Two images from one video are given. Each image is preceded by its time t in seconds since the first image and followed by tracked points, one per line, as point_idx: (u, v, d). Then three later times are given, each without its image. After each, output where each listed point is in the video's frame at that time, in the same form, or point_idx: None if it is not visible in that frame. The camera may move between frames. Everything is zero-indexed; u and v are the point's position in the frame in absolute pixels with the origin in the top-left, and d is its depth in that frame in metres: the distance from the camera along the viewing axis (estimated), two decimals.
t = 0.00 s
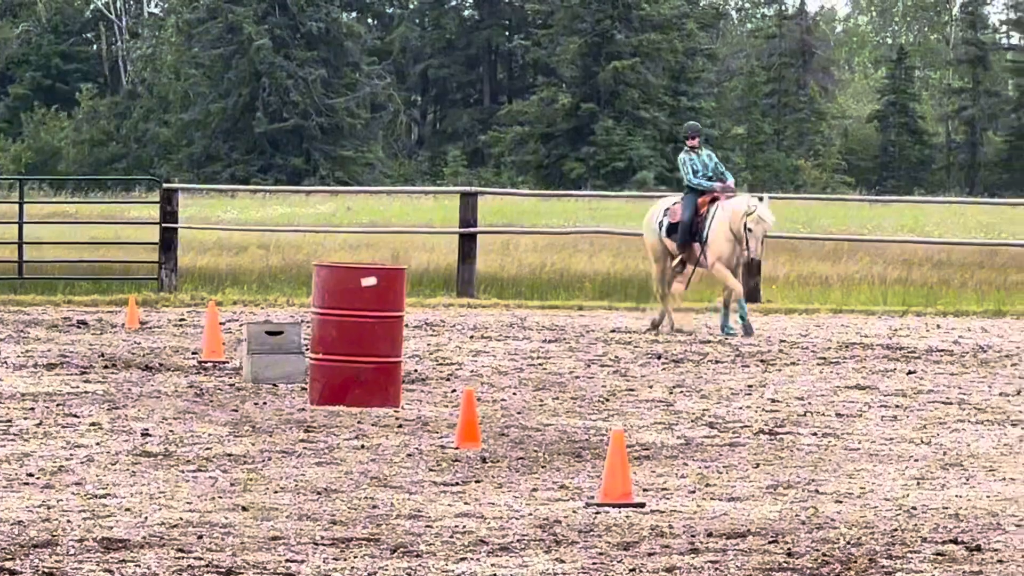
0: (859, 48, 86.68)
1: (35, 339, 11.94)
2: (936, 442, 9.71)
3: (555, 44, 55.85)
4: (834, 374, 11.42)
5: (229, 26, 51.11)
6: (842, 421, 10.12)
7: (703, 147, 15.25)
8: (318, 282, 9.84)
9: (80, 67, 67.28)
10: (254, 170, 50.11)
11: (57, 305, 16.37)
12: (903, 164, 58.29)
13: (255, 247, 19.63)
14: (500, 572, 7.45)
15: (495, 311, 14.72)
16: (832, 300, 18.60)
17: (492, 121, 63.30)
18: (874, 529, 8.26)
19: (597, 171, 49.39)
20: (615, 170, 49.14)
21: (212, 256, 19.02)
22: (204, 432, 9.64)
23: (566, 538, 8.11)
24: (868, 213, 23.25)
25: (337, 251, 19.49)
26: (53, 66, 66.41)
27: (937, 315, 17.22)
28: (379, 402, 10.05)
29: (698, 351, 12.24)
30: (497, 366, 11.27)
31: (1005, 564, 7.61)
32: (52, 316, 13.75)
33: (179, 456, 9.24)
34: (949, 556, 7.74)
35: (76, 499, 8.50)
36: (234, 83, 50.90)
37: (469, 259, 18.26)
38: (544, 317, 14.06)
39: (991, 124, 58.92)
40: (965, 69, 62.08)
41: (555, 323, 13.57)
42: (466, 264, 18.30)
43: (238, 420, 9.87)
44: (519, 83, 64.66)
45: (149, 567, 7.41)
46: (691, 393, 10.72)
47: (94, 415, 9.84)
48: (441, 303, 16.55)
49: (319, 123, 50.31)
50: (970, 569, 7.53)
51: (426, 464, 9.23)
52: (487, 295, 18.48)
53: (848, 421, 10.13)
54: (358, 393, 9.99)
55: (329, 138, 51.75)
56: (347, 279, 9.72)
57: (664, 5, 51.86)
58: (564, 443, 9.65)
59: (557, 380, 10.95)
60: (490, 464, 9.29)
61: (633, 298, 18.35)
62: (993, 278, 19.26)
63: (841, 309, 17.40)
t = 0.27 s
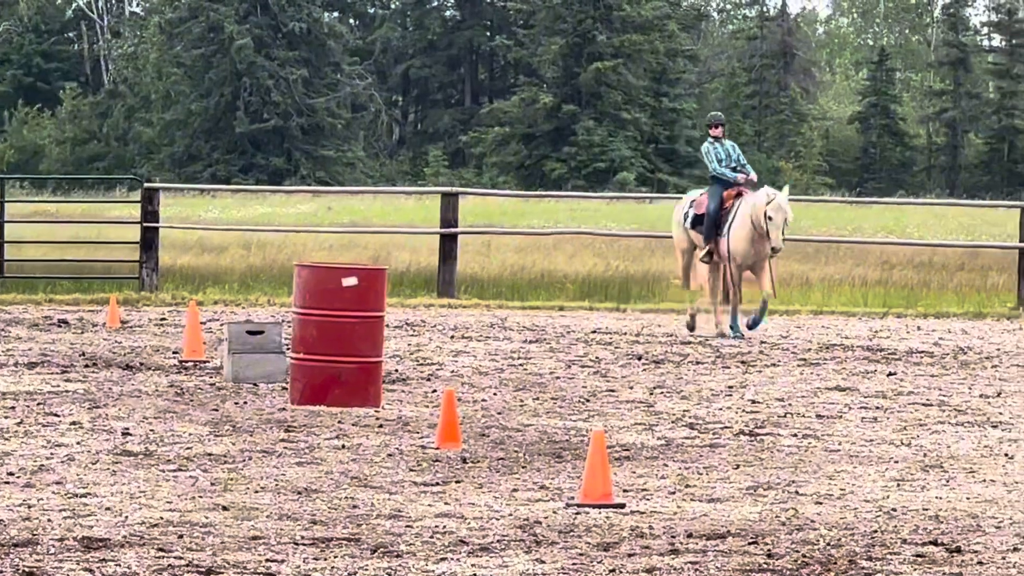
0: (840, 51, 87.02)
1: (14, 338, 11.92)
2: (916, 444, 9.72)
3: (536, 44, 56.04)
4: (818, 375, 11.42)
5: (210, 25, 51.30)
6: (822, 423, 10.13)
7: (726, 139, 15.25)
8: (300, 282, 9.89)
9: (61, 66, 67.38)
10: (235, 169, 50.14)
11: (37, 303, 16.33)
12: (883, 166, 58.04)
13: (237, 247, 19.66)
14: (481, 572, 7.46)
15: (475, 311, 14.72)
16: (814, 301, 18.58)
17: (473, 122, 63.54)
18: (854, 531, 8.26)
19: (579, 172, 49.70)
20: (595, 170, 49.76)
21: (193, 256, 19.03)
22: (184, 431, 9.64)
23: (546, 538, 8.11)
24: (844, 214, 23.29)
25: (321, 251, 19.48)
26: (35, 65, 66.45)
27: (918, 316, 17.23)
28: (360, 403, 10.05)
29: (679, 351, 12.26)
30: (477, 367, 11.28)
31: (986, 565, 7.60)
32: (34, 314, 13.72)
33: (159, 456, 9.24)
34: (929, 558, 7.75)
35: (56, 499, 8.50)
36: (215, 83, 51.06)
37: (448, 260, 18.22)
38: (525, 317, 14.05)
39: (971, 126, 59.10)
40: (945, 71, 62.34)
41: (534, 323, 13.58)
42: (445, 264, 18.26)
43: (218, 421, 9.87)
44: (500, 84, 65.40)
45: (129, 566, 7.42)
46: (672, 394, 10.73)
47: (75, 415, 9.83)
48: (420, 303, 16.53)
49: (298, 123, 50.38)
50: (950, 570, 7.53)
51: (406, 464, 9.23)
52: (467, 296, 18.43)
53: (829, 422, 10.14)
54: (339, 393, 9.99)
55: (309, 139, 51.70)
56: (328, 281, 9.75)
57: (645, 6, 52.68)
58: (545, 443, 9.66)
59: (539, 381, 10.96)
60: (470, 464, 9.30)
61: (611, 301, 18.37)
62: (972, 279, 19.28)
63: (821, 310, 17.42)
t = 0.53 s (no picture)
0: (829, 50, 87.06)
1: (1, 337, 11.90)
2: (905, 444, 9.72)
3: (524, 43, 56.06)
4: (807, 375, 11.43)
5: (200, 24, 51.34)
6: (811, 422, 10.13)
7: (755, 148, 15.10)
8: (288, 281, 9.88)
9: (50, 64, 67.37)
10: (224, 168, 50.08)
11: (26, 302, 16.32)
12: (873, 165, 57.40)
13: (229, 245, 19.66)
14: (469, 572, 7.46)
15: (465, 311, 14.70)
16: (803, 300, 18.56)
17: (462, 120, 63.60)
18: (843, 531, 8.26)
19: (568, 170, 49.68)
20: (585, 170, 49.76)
21: (183, 255, 19.03)
22: (172, 429, 9.64)
23: (535, 538, 8.11)
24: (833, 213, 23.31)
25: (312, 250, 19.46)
26: (25, 62, 66.42)
27: (907, 317, 17.21)
28: (348, 402, 10.05)
29: (668, 351, 12.25)
30: (465, 366, 11.27)
31: (974, 566, 7.60)
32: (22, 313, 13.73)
33: (148, 454, 9.24)
34: (917, 558, 7.75)
35: (44, 497, 8.50)
36: (204, 81, 51.05)
37: (437, 259, 18.09)
38: (516, 317, 14.03)
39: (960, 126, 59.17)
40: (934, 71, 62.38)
41: (523, 322, 13.56)
42: (434, 264, 18.12)
43: (207, 419, 9.87)
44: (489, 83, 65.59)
45: (118, 565, 7.42)
46: (661, 394, 10.73)
47: (63, 413, 9.84)
48: (410, 301, 16.47)
49: (287, 122, 50.37)
50: (938, 570, 7.53)
51: (395, 463, 9.23)
52: (455, 295, 18.28)
53: (817, 422, 10.13)
54: (328, 392, 9.99)
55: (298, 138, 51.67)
56: (317, 279, 9.74)
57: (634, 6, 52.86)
58: (533, 442, 9.66)
59: (528, 380, 10.96)
60: (458, 464, 9.29)
61: (600, 299, 18.33)
62: (961, 280, 19.27)
63: (810, 310, 17.40)
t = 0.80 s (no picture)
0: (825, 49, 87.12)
1: None
2: (899, 443, 9.73)
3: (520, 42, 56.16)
4: (802, 374, 11.43)
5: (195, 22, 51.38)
6: (806, 422, 10.13)
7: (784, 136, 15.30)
8: (284, 279, 9.88)
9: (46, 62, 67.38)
10: (219, 167, 50.04)
11: (21, 299, 16.30)
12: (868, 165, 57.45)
13: (225, 244, 19.61)
14: (464, 569, 7.46)
15: (461, 308, 14.70)
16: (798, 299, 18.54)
17: (458, 119, 63.70)
18: (838, 530, 8.26)
19: (563, 170, 49.69)
20: (580, 169, 49.76)
21: (179, 254, 18.97)
22: (167, 427, 9.64)
23: (529, 536, 8.11)
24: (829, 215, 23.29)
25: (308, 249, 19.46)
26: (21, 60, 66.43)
27: (901, 316, 17.21)
28: (343, 399, 10.04)
29: (663, 350, 12.25)
30: (460, 364, 11.27)
31: (969, 565, 7.60)
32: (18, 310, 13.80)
33: (142, 452, 9.24)
34: (913, 557, 7.75)
35: (38, 494, 8.50)
36: (200, 80, 51.03)
37: (433, 258, 18.08)
38: (511, 315, 14.04)
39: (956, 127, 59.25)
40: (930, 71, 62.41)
41: (519, 321, 13.57)
42: (429, 262, 18.12)
43: (201, 417, 9.86)
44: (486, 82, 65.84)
45: (112, 562, 7.42)
46: (655, 393, 10.71)
47: (58, 410, 9.83)
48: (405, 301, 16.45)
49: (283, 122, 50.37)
50: (934, 569, 7.53)
51: (389, 461, 9.23)
52: (451, 293, 18.27)
53: (812, 421, 10.14)
54: (323, 389, 9.98)
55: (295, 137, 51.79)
56: (312, 277, 9.76)
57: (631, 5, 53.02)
58: (528, 440, 9.66)
59: (523, 378, 10.96)
60: (452, 462, 9.29)
61: (595, 298, 18.34)
62: (957, 280, 19.25)
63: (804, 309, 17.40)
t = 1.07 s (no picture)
0: (825, 48, 87.20)
1: None
2: (898, 440, 9.73)
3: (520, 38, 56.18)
4: (801, 371, 11.42)
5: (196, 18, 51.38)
6: (805, 418, 10.14)
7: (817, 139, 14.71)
8: (283, 275, 9.88)
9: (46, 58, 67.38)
10: (219, 162, 49.98)
11: (21, 295, 16.29)
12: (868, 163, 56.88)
13: (226, 240, 19.62)
14: (463, 566, 7.46)
15: (460, 305, 14.69)
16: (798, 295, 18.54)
17: (458, 116, 63.74)
18: (837, 527, 8.26)
19: (562, 166, 49.56)
20: (580, 165, 49.74)
21: (180, 250, 18.98)
22: (167, 423, 9.64)
23: (528, 533, 8.10)
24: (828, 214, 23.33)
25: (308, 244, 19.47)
26: (21, 56, 66.43)
27: (902, 313, 17.19)
28: (342, 395, 10.03)
29: (661, 346, 12.24)
30: (460, 361, 11.27)
31: (967, 562, 7.60)
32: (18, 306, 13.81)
33: (142, 448, 9.24)
34: (912, 555, 7.75)
35: (37, 490, 8.50)
36: (200, 75, 50.98)
37: (432, 253, 18.09)
38: (510, 312, 14.04)
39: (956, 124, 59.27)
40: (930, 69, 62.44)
41: (519, 317, 13.56)
42: (429, 258, 18.13)
43: (200, 413, 9.86)
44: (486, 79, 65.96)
45: (111, 558, 7.42)
46: (654, 390, 10.72)
47: (57, 406, 9.83)
48: (405, 296, 16.44)
49: (283, 118, 50.35)
50: (932, 567, 7.53)
51: (388, 457, 9.23)
52: (451, 290, 18.28)
53: (811, 418, 10.14)
54: (322, 385, 9.96)
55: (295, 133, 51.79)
56: (311, 273, 9.76)
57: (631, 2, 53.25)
58: (527, 437, 9.65)
59: (522, 375, 10.96)
60: (451, 458, 9.29)
61: (595, 294, 18.34)
62: (956, 277, 19.26)
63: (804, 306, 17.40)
